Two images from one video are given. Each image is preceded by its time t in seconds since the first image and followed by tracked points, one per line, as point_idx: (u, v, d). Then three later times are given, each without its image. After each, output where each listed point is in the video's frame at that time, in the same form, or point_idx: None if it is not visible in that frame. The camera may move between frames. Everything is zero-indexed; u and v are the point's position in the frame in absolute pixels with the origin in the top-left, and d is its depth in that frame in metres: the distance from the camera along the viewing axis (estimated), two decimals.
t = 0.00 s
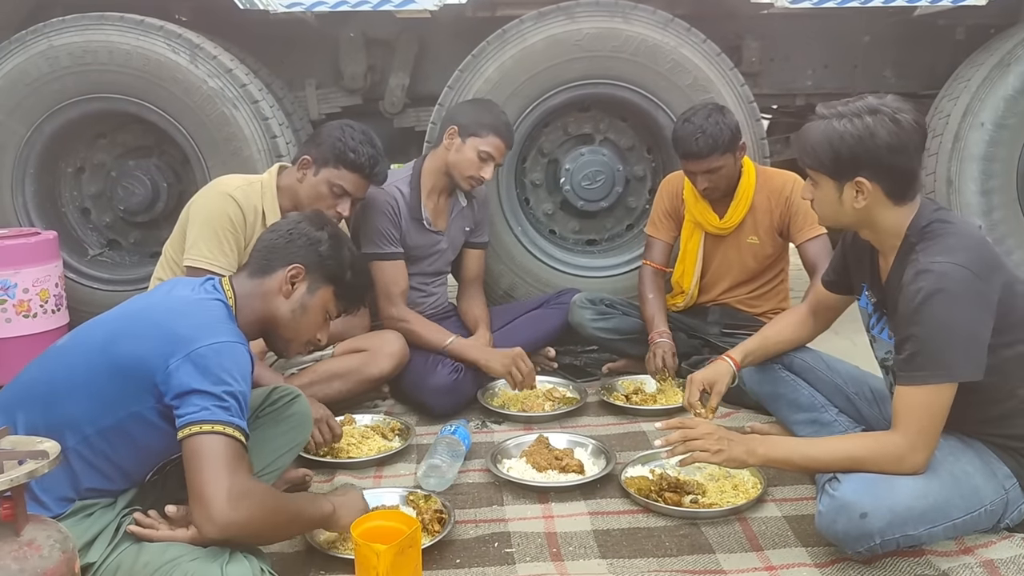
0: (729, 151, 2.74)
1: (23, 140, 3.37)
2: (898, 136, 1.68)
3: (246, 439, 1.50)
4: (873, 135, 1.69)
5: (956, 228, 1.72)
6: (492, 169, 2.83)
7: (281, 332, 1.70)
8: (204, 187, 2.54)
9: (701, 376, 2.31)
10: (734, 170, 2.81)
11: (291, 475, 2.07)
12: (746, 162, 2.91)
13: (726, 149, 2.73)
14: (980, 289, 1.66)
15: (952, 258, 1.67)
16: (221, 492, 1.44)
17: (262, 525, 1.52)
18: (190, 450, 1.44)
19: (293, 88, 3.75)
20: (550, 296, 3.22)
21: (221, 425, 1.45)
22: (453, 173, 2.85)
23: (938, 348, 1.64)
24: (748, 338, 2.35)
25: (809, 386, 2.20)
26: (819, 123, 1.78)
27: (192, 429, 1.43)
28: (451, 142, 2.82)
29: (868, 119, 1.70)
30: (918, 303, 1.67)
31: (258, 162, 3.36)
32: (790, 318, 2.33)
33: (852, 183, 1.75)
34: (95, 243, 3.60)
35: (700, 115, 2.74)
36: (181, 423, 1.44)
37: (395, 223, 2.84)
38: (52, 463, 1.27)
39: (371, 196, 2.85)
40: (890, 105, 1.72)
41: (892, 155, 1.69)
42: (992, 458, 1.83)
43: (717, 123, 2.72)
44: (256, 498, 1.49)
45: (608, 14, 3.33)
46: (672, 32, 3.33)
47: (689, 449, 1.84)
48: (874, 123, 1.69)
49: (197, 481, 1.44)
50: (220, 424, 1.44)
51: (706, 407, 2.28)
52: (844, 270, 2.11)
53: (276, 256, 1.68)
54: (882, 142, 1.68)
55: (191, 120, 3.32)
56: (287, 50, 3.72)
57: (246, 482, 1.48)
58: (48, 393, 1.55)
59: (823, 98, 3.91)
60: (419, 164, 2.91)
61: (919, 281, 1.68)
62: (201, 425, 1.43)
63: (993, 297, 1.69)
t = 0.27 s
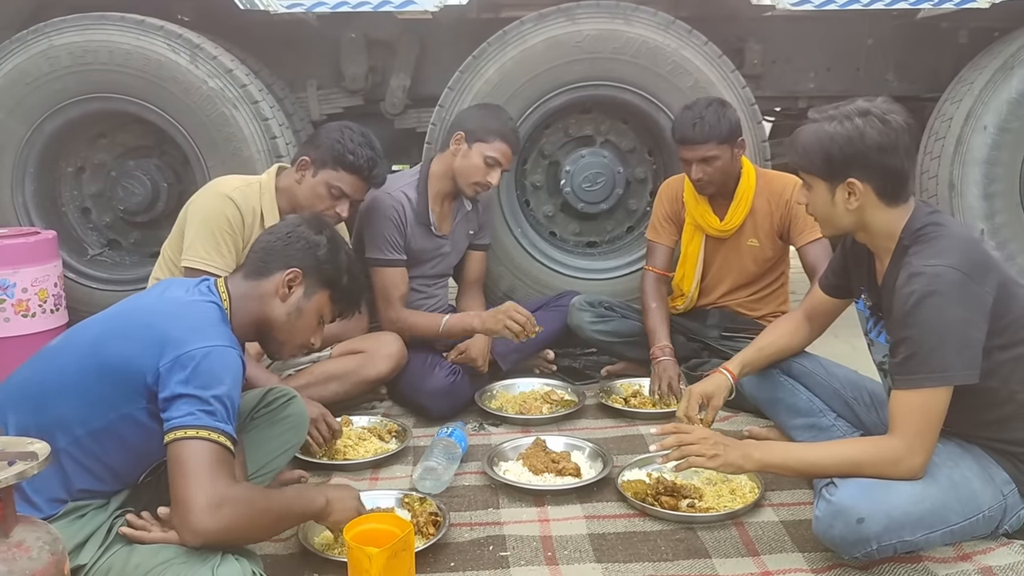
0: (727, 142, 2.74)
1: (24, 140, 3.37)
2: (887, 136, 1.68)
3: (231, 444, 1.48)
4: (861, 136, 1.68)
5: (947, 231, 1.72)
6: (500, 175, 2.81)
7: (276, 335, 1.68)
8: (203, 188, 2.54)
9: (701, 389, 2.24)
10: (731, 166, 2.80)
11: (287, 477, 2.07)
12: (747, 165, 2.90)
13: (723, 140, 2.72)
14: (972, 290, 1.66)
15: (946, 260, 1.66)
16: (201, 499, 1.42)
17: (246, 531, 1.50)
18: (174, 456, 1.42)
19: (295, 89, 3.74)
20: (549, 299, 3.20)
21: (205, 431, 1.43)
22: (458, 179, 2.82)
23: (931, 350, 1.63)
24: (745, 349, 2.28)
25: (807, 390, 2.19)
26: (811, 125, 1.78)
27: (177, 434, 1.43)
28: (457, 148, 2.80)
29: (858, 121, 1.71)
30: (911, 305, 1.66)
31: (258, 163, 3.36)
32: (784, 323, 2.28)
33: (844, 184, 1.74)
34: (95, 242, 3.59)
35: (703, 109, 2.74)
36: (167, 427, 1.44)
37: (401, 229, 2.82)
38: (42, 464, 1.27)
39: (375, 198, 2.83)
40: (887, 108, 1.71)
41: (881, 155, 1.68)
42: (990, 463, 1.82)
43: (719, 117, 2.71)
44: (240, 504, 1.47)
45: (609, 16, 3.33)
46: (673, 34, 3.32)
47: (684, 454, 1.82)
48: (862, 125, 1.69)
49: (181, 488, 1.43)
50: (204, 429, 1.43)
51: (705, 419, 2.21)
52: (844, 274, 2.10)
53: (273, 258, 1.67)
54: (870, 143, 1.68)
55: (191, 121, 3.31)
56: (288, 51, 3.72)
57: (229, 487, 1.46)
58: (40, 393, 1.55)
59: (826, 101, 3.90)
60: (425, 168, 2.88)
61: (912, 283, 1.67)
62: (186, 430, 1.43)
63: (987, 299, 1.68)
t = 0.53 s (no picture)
0: (729, 135, 2.74)
1: (26, 137, 3.37)
2: (888, 135, 1.66)
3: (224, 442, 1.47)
4: (863, 136, 1.67)
5: (951, 233, 1.70)
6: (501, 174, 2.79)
7: (271, 335, 1.66)
8: (203, 186, 2.53)
9: (695, 395, 2.22)
10: (733, 160, 2.80)
11: (285, 476, 2.06)
12: (750, 163, 2.89)
13: (728, 132, 2.73)
14: (979, 294, 1.64)
15: (948, 263, 1.65)
16: (189, 495, 1.41)
17: (234, 529, 1.48)
18: (165, 450, 1.42)
19: (298, 88, 3.74)
20: (550, 299, 3.19)
21: (195, 427, 1.42)
22: (459, 178, 2.82)
23: (933, 353, 1.62)
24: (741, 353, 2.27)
25: (808, 392, 2.18)
26: (812, 128, 1.78)
27: (168, 429, 1.42)
28: (458, 147, 2.79)
29: (860, 121, 1.69)
30: (914, 308, 1.65)
31: (260, 161, 3.35)
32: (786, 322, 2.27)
33: (849, 186, 1.73)
34: (98, 240, 3.60)
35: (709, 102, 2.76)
36: (160, 422, 1.43)
37: (404, 227, 2.81)
38: (34, 461, 1.27)
39: (378, 197, 2.83)
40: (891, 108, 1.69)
41: (883, 155, 1.67)
42: (992, 466, 1.80)
43: (723, 112, 2.72)
44: (228, 501, 1.45)
45: (612, 15, 3.32)
46: (676, 33, 3.30)
47: (682, 454, 1.82)
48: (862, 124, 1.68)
49: (170, 483, 1.42)
50: (194, 425, 1.42)
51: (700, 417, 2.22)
52: (845, 274, 2.08)
53: (272, 258, 1.65)
54: (872, 144, 1.67)
55: (193, 119, 3.31)
56: (291, 49, 3.71)
57: (218, 485, 1.45)
58: (34, 390, 1.55)
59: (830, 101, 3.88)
60: (428, 167, 2.87)
61: (915, 286, 1.66)
62: (179, 425, 1.42)
63: (990, 302, 1.66)
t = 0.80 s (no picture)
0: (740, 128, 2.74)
1: (35, 135, 3.39)
2: (900, 132, 1.65)
3: (236, 441, 1.49)
4: (878, 134, 1.66)
5: (967, 233, 1.69)
6: (503, 168, 2.79)
7: (276, 332, 1.67)
8: (209, 184, 2.54)
9: (694, 395, 2.18)
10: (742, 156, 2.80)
11: (289, 473, 2.06)
12: (760, 162, 2.89)
13: (738, 124, 2.72)
14: (990, 294, 1.63)
15: (961, 264, 1.64)
16: (206, 496, 1.43)
17: (250, 526, 1.51)
18: (179, 451, 1.43)
19: (305, 86, 3.75)
20: (556, 298, 3.19)
21: (210, 429, 1.44)
22: (465, 176, 2.81)
23: (945, 354, 1.61)
24: (741, 356, 2.27)
25: (812, 391, 2.18)
26: (820, 127, 1.77)
27: (181, 431, 1.43)
28: (460, 143, 2.79)
29: (869, 120, 1.68)
30: (927, 310, 1.64)
31: (267, 159, 3.36)
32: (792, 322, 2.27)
33: (864, 186, 1.71)
34: (106, 238, 3.62)
35: (722, 96, 2.77)
36: (171, 424, 1.44)
37: (408, 224, 2.81)
38: (39, 455, 1.27)
39: (385, 195, 2.83)
40: (903, 107, 1.68)
41: (896, 153, 1.66)
42: (998, 466, 1.79)
43: (737, 105, 2.72)
44: (244, 500, 1.48)
45: (619, 14, 3.31)
46: (684, 33, 3.30)
47: (688, 451, 1.81)
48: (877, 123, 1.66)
49: (187, 483, 1.44)
50: (209, 427, 1.44)
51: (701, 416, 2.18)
52: (852, 272, 2.07)
53: (276, 255, 1.65)
54: (887, 142, 1.65)
55: (201, 117, 3.32)
56: (299, 49, 3.72)
57: (234, 484, 1.47)
58: (39, 387, 1.56)
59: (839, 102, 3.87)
60: (435, 166, 2.88)
61: (927, 288, 1.65)
62: (193, 428, 1.43)
63: (1003, 305, 1.65)
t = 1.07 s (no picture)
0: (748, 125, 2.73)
1: (41, 133, 3.41)
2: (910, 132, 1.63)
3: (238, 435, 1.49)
4: (890, 132, 1.62)
5: (979, 235, 1.69)
6: (504, 167, 2.79)
7: (280, 328, 1.67)
8: (213, 182, 2.55)
9: (690, 411, 2.17)
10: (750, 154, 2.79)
11: (290, 470, 2.07)
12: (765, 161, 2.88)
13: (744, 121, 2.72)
14: (1000, 296, 1.62)
15: (973, 266, 1.64)
16: (209, 489, 1.43)
17: (254, 520, 1.51)
18: (181, 445, 1.43)
19: (310, 86, 3.76)
20: (559, 298, 3.20)
21: (210, 421, 1.44)
22: (466, 175, 2.82)
23: (954, 357, 1.60)
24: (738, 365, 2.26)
25: (815, 392, 2.17)
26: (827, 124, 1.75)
27: (183, 425, 1.44)
28: (461, 141, 2.80)
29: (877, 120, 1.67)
30: (936, 312, 1.63)
31: (271, 158, 3.36)
32: (791, 325, 2.26)
33: (884, 186, 1.67)
34: (111, 235, 3.63)
35: (729, 94, 2.78)
36: (174, 418, 1.44)
37: (410, 224, 2.81)
38: (40, 451, 1.28)
39: (386, 194, 2.83)
40: (910, 106, 1.67)
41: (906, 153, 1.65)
42: (1002, 468, 1.79)
43: (744, 103, 2.74)
44: (247, 494, 1.48)
45: (623, 13, 3.30)
46: (688, 32, 3.29)
47: (689, 452, 1.81)
48: (889, 121, 1.64)
49: (188, 477, 1.44)
50: (210, 420, 1.44)
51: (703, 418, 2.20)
52: (858, 271, 2.05)
53: (278, 252, 1.66)
54: (901, 139, 1.62)
55: (205, 116, 3.33)
56: (304, 48, 3.73)
57: (236, 477, 1.47)
58: (41, 382, 1.56)
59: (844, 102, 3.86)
60: (436, 165, 2.88)
61: (938, 289, 1.64)
62: (195, 420, 1.43)
63: (1013, 307, 1.64)
